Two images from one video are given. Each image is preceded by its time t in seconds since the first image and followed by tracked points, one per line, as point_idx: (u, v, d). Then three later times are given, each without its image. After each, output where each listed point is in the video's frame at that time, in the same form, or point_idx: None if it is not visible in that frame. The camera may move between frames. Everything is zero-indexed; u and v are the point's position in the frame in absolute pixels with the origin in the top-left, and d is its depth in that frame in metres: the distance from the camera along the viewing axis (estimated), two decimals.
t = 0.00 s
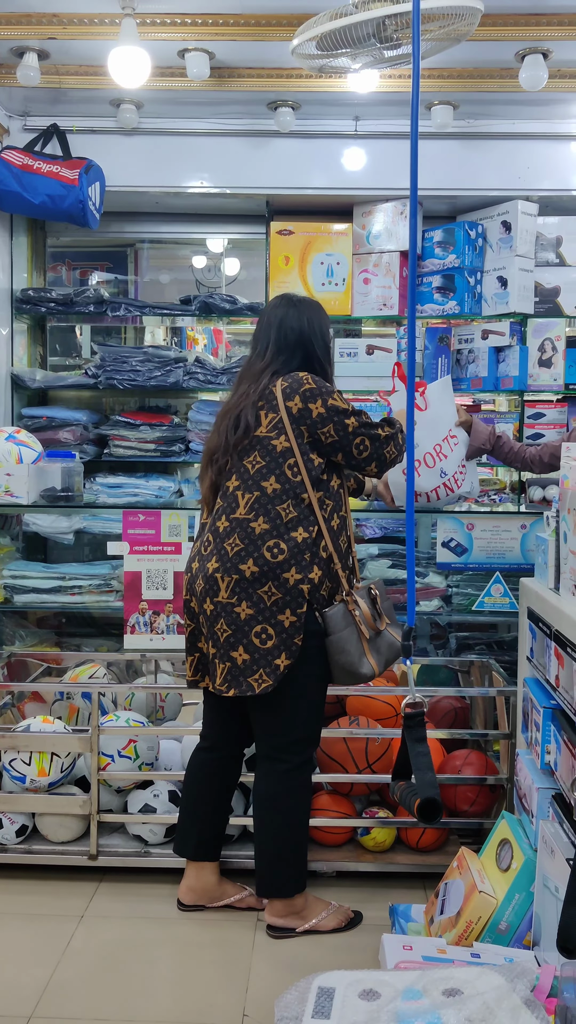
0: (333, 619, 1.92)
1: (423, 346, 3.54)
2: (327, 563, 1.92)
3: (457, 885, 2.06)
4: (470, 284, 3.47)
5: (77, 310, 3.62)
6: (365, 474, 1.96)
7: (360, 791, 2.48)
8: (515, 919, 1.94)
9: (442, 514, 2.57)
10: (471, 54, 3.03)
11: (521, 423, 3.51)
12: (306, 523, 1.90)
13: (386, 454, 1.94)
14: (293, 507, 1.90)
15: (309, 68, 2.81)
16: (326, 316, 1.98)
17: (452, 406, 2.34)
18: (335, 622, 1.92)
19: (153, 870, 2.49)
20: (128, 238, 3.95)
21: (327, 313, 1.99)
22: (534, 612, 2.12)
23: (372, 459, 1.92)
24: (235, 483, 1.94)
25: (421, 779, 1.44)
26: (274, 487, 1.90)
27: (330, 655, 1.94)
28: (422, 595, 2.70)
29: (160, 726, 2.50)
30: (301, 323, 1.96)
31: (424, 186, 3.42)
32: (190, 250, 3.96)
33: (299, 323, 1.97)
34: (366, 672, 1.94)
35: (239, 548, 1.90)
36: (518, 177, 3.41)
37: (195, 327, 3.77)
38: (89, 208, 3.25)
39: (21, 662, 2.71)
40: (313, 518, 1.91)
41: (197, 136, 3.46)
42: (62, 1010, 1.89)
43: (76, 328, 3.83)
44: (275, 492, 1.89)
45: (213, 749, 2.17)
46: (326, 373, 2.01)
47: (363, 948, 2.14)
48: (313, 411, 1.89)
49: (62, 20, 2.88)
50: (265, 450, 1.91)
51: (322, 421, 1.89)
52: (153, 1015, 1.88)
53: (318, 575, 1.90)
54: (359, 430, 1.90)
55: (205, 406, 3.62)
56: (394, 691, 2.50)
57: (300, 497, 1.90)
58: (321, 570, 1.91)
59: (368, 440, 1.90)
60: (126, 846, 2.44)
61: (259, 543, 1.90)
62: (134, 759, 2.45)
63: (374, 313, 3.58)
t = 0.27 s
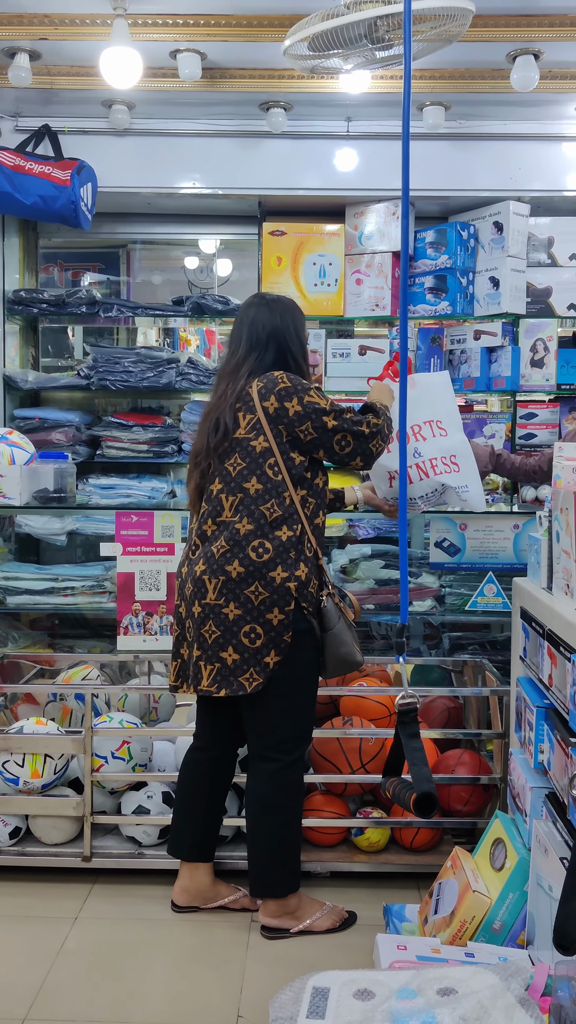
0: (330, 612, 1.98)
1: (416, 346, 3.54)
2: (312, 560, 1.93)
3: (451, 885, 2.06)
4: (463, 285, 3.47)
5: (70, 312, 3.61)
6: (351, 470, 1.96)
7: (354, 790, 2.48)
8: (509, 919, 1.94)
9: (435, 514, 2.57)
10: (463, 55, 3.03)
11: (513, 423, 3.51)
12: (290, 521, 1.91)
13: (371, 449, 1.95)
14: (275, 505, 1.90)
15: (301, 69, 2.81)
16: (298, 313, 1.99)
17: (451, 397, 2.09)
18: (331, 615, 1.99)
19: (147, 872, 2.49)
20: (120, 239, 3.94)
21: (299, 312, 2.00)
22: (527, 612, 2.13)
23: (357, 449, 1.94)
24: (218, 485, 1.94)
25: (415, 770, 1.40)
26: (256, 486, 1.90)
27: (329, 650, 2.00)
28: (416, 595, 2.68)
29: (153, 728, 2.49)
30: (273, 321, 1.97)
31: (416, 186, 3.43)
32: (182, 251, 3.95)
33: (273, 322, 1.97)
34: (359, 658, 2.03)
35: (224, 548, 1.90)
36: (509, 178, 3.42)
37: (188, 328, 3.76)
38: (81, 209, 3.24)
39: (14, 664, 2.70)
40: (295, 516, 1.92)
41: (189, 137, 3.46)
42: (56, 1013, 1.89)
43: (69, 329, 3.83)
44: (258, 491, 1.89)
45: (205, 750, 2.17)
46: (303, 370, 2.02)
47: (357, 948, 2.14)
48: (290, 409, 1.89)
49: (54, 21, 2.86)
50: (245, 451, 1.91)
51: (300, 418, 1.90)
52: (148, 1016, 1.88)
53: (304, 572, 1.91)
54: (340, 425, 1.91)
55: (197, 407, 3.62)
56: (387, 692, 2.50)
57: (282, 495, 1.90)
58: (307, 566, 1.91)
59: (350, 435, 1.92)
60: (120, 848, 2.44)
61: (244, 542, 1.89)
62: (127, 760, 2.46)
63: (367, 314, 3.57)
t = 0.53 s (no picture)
0: (313, 615, 1.93)
1: (411, 350, 3.54)
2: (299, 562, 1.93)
3: (448, 888, 2.06)
4: (458, 289, 3.48)
5: (65, 315, 3.60)
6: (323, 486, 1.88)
7: (351, 794, 2.48)
8: (506, 921, 1.94)
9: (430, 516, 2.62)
10: (458, 59, 3.03)
11: (508, 425, 3.50)
12: (274, 525, 1.90)
13: (345, 468, 1.85)
14: (258, 510, 1.90)
15: (297, 73, 2.81)
16: (276, 315, 1.97)
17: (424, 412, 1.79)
18: (316, 616, 1.94)
19: (143, 875, 2.49)
20: (116, 243, 3.92)
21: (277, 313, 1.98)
22: (524, 614, 2.13)
23: (327, 468, 1.85)
24: (203, 491, 1.95)
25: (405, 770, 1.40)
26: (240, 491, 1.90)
27: (315, 650, 1.95)
28: (412, 599, 2.74)
29: (149, 731, 2.49)
30: (253, 324, 1.96)
31: (411, 190, 3.43)
32: (178, 255, 3.94)
33: (252, 325, 1.97)
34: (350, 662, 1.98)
35: (209, 553, 1.91)
36: (504, 181, 3.43)
37: (184, 332, 3.75)
38: (77, 213, 3.23)
39: (10, 668, 2.70)
40: (279, 519, 1.91)
41: (185, 141, 3.45)
42: (53, 1016, 1.88)
43: (64, 333, 3.81)
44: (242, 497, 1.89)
45: (198, 755, 2.17)
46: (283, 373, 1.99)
47: (355, 951, 2.14)
48: (260, 416, 1.86)
49: (49, 25, 2.86)
50: (224, 457, 1.91)
51: (270, 428, 1.86)
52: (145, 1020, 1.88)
53: (292, 574, 1.91)
54: (310, 436, 1.84)
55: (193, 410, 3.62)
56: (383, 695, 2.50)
57: (265, 500, 1.90)
58: (294, 568, 1.91)
59: (319, 456, 1.84)
60: (117, 852, 2.44)
61: (229, 547, 1.90)
62: (124, 764, 2.45)
63: (362, 317, 3.55)
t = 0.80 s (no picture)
0: (299, 619, 1.90)
1: (409, 353, 3.52)
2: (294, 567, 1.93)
3: (446, 891, 2.06)
4: (455, 291, 3.48)
5: (64, 319, 3.60)
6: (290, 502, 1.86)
7: (350, 796, 2.48)
8: (505, 925, 1.94)
9: (429, 520, 2.63)
10: (455, 63, 3.04)
11: (506, 428, 3.49)
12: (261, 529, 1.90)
13: (309, 475, 1.82)
14: (248, 515, 1.90)
15: (294, 77, 2.82)
16: (267, 320, 1.97)
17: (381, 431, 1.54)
18: (301, 620, 1.90)
19: (142, 879, 2.48)
20: (114, 246, 3.91)
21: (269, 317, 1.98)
22: (522, 616, 2.13)
23: (287, 481, 1.83)
24: (195, 498, 1.97)
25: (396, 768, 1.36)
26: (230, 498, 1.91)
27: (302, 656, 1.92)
28: (410, 601, 2.71)
29: (148, 735, 2.49)
30: (248, 327, 1.97)
31: (409, 193, 3.43)
32: (176, 258, 3.94)
33: (245, 329, 1.97)
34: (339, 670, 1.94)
35: (201, 560, 1.92)
36: (502, 184, 3.44)
37: (182, 335, 3.74)
38: (75, 216, 3.23)
39: (8, 672, 2.70)
40: (270, 524, 1.91)
41: (182, 144, 3.45)
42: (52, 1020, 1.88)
43: (62, 337, 3.79)
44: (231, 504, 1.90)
45: (195, 759, 2.17)
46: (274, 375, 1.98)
47: (354, 955, 2.14)
48: (228, 424, 1.86)
49: (47, 29, 2.86)
50: (207, 463, 1.93)
51: (243, 438, 1.84)
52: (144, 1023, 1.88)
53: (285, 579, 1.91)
54: (281, 447, 1.82)
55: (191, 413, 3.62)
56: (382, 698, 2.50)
57: (255, 505, 1.91)
58: (288, 573, 1.92)
59: (277, 472, 1.82)
60: (116, 856, 2.44)
61: (220, 553, 1.90)
62: (122, 768, 2.44)
63: (360, 320, 3.52)
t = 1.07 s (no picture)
0: (277, 629, 1.88)
1: (409, 356, 3.53)
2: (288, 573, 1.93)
3: (448, 895, 2.06)
4: (456, 295, 3.48)
5: (64, 323, 3.61)
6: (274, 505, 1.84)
7: (351, 801, 2.48)
8: (507, 928, 1.94)
9: (430, 523, 2.62)
10: (455, 67, 3.04)
11: (506, 431, 3.49)
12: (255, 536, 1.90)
13: (291, 480, 1.81)
14: (242, 522, 1.90)
15: (294, 81, 2.82)
16: (266, 324, 1.97)
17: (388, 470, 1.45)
18: (280, 630, 1.88)
19: (143, 884, 2.48)
20: (114, 250, 3.92)
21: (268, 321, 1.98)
22: (523, 619, 2.12)
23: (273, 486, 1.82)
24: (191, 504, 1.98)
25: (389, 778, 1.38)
26: (223, 504, 1.91)
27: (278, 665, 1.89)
28: (412, 605, 2.72)
29: (149, 739, 2.49)
30: (246, 331, 1.97)
31: (409, 197, 3.44)
32: (176, 262, 3.94)
33: (244, 332, 1.97)
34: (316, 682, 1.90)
35: (197, 566, 1.92)
36: (502, 188, 3.44)
37: (182, 339, 3.74)
38: (75, 221, 3.24)
39: (9, 676, 2.70)
40: (263, 530, 1.92)
41: (182, 149, 3.46)
42: None
43: (63, 342, 3.80)
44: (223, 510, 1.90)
45: (197, 763, 2.16)
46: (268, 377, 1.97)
47: (355, 959, 2.13)
48: (217, 429, 1.86)
49: (47, 34, 2.86)
50: (201, 469, 1.94)
51: (229, 444, 1.84)
52: None
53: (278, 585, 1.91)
54: (267, 455, 1.81)
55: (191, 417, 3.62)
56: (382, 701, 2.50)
57: (248, 511, 1.91)
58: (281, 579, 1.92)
59: (261, 477, 1.81)
60: (116, 860, 2.43)
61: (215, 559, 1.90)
62: (123, 772, 2.44)
63: (360, 324, 3.50)
